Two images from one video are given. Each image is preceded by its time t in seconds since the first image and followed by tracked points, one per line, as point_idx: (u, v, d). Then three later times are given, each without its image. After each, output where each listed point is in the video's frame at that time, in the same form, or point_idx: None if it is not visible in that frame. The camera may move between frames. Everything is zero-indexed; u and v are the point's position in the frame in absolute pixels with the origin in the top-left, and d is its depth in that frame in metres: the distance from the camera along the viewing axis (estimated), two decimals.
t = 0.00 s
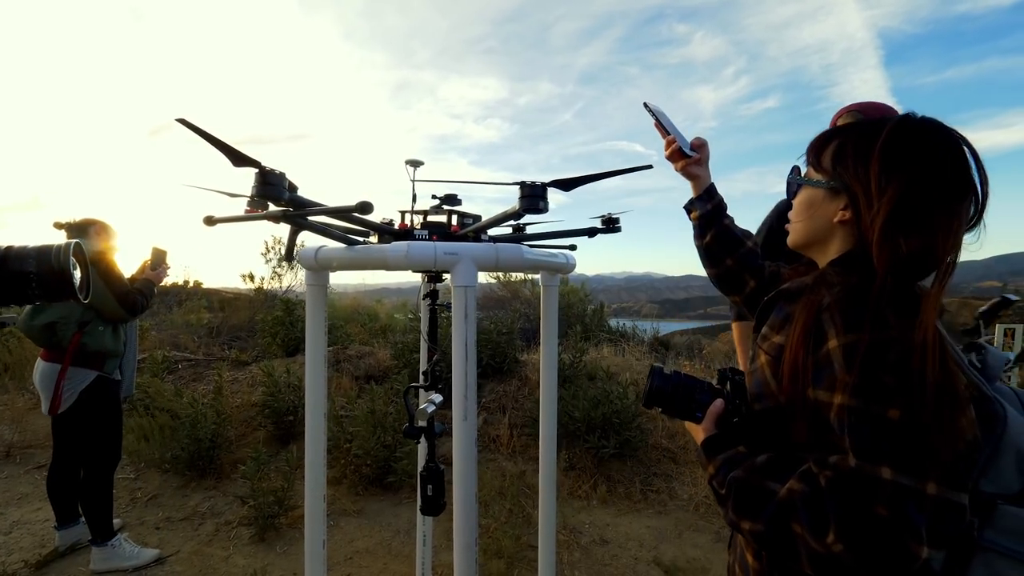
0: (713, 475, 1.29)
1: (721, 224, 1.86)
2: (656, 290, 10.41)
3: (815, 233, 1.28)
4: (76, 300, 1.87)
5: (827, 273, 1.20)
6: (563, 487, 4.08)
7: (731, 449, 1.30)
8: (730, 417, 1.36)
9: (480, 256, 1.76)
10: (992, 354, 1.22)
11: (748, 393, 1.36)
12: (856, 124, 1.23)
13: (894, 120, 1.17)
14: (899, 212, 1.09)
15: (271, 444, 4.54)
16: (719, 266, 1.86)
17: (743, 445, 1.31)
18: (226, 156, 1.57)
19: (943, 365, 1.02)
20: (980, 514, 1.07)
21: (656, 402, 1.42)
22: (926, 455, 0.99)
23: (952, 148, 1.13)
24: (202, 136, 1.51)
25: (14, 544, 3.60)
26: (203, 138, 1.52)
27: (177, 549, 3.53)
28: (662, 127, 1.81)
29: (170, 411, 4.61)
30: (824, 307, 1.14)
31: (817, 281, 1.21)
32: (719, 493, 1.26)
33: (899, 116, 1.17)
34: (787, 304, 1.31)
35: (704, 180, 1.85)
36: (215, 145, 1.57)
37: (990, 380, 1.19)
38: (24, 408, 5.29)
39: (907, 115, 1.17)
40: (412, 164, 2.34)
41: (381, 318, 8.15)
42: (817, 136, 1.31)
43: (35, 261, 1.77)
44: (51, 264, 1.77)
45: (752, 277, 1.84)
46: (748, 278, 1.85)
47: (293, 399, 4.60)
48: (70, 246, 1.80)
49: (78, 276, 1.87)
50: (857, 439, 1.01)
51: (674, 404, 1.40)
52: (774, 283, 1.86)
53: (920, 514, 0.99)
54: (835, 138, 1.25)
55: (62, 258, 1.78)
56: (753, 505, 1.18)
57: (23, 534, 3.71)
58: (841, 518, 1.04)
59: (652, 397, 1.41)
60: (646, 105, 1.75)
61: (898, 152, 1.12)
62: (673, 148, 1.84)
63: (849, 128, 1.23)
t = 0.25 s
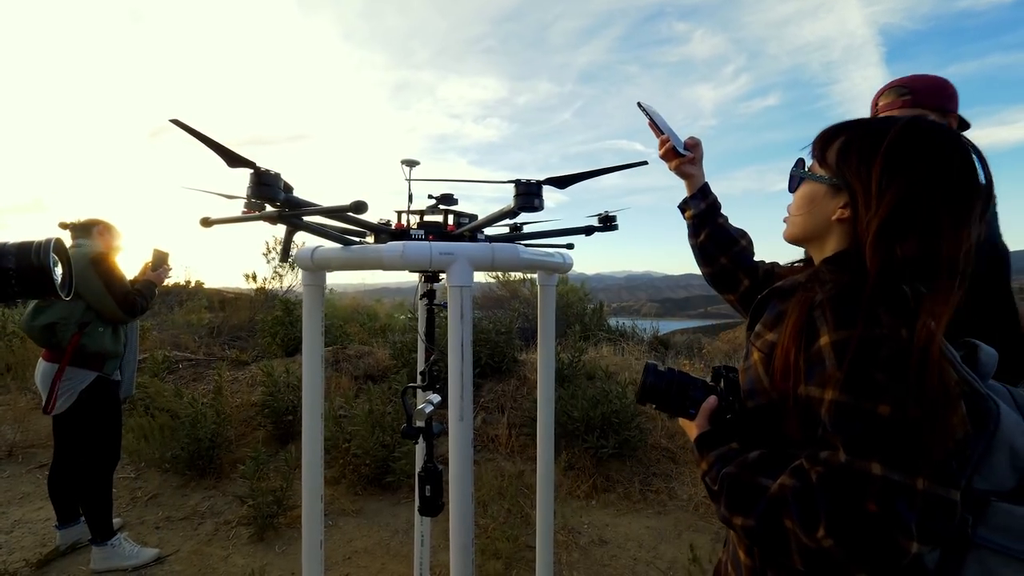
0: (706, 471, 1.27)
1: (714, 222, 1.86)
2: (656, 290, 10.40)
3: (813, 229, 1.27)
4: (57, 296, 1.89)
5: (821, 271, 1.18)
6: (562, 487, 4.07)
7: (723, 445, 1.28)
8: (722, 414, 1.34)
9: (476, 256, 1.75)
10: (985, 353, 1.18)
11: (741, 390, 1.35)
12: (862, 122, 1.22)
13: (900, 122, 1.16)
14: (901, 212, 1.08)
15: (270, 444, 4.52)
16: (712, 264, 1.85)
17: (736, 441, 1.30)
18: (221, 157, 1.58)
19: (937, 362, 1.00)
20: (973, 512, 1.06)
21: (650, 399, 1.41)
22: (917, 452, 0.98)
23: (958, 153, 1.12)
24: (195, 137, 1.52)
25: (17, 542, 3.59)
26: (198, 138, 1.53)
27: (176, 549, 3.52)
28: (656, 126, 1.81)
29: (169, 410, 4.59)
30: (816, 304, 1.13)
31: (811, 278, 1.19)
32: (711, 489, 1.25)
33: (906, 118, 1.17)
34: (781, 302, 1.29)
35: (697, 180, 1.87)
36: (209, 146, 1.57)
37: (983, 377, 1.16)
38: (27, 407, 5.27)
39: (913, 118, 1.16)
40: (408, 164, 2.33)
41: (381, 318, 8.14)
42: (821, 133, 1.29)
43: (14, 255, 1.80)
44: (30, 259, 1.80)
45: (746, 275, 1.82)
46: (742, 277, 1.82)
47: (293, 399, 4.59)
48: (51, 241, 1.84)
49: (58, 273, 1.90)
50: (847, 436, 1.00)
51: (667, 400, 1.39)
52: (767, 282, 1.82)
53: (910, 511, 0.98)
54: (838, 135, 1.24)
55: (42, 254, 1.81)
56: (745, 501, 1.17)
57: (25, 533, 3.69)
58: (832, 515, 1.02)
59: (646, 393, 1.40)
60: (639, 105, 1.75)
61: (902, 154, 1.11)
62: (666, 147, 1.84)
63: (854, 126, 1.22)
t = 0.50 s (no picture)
0: (705, 473, 1.26)
1: (708, 220, 1.85)
2: (655, 289, 10.38)
3: (813, 226, 1.25)
4: (45, 301, 1.88)
5: (820, 270, 1.17)
6: (561, 486, 4.06)
7: (722, 447, 1.27)
8: (721, 415, 1.33)
9: (472, 256, 1.73)
10: (982, 352, 1.16)
11: (740, 391, 1.33)
12: (869, 120, 1.20)
13: (907, 122, 1.14)
14: (906, 212, 1.07)
15: (269, 444, 4.50)
16: (706, 261, 1.83)
17: (735, 443, 1.28)
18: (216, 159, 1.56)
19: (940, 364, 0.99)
20: (974, 512, 1.04)
21: (647, 400, 1.40)
22: (920, 453, 0.96)
23: (966, 155, 1.10)
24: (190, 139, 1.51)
25: (17, 543, 3.56)
26: (194, 141, 1.53)
27: (176, 549, 3.50)
28: (652, 123, 1.79)
29: (169, 410, 4.57)
30: (817, 304, 1.10)
31: (810, 277, 1.18)
32: (711, 492, 1.23)
33: (913, 118, 1.15)
34: (779, 301, 1.28)
35: (692, 177, 1.86)
36: (205, 149, 1.56)
37: (980, 377, 1.15)
38: (28, 407, 5.25)
39: (920, 119, 1.14)
40: (405, 164, 2.31)
41: (380, 317, 8.13)
42: (827, 129, 1.28)
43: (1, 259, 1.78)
44: (17, 264, 1.78)
45: (740, 273, 1.79)
46: (736, 274, 1.80)
47: (293, 399, 4.58)
48: (40, 246, 1.82)
49: (46, 277, 1.88)
50: (850, 438, 0.98)
51: (665, 401, 1.38)
52: (762, 281, 1.79)
53: (914, 512, 0.96)
54: (843, 133, 1.22)
55: (29, 259, 1.79)
56: (746, 504, 1.15)
57: (26, 533, 3.67)
58: (835, 517, 1.01)
59: (644, 394, 1.39)
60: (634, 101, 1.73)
61: (907, 154, 1.10)
62: (662, 143, 1.83)
63: (859, 125, 1.20)
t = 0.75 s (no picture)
0: (706, 475, 1.24)
1: (707, 219, 1.84)
2: (653, 290, 10.38)
3: (816, 223, 1.25)
4: (47, 304, 1.85)
5: (824, 268, 1.16)
6: (560, 486, 4.05)
7: (724, 448, 1.26)
8: (721, 416, 1.33)
9: (469, 256, 1.72)
10: (990, 349, 1.17)
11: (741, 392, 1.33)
12: (874, 115, 1.19)
13: (913, 117, 1.14)
14: (911, 209, 1.07)
15: (269, 444, 4.48)
16: (706, 261, 1.82)
17: (736, 444, 1.28)
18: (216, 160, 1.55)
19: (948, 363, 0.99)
20: (983, 514, 1.04)
21: (647, 401, 1.39)
22: (928, 455, 0.96)
23: (969, 153, 1.10)
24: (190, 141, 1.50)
25: (24, 540, 3.54)
26: (191, 142, 1.52)
27: (179, 548, 3.47)
28: (650, 120, 1.78)
29: (170, 410, 4.54)
30: (820, 303, 1.10)
31: (813, 276, 1.17)
32: (712, 494, 1.22)
33: (918, 114, 1.14)
34: (781, 301, 1.27)
35: (691, 175, 1.85)
36: (203, 150, 1.55)
37: (989, 376, 1.15)
38: (33, 407, 5.20)
39: (925, 113, 1.14)
40: (402, 164, 2.30)
41: (379, 318, 8.11)
42: (831, 124, 1.27)
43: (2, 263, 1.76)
44: (18, 267, 1.76)
45: (741, 273, 1.79)
46: (736, 274, 1.79)
47: (292, 399, 4.56)
48: (41, 249, 1.81)
49: (47, 281, 1.87)
50: (857, 439, 0.98)
51: (664, 402, 1.37)
52: (763, 280, 1.79)
53: (922, 514, 0.96)
54: (848, 129, 1.22)
55: (30, 262, 1.78)
56: (749, 506, 1.14)
57: (32, 530, 3.64)
58: (840, 519, 1.00)
59: (644, 395, 1.38)
60: (632, 98, 1.71)
61: (913, 151, 1.09)
62: (660, 141, 1.81)
63: (864, 120, 1.20)
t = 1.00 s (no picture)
0: (711, 476, 1.23)
1: (712, 216, 1.83)
2: (652, 290, 10.37)
3: (825, 219, 1.24)
4: (63, 305, 1.79)
5: (833, 266, 1.14)
6: (560, 486, 4.04)
7: (729, 449, 1.25)
8: (727, 417, 1.31)
9: (469, 256, 1.71)
10: (1007, 349, 1.16)
11: (746, 392, 1.31)
12: (886, 109, 1.18)
13: (927, 111, 1.12)
14: (922, 207, 1.05)
15: (272, 442, 4.47)
16: (710, 260, 1.81)
17: (741, 445, 1.26)
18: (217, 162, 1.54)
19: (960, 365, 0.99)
20: (1001, 520, 1.07)
21: (650, 401, 1.38)
22: (940, 458, 0.95)
23: (984, 146, 1.08)
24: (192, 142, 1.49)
25: (37, 534, 3.50)
26: (193, 142, 1.51)
27: (184, 543, 3.43)
28: (653, 117, 1.76)
29: (175, 408, 4.50)
30: (829, 301, 1.08)
31: (821, 274, 1.16)
32: (717, 495, 1.21)
33: (932, 107, 1.13)
34: (788, 299, 1.26)
35: (694, 172, 1.84)
36: (204, 150, 1.54)
37: (1008, 377, 1.13)
38: (46, 405, 5.12)
39: (940, 107, 1.12)
40: (401, 164, 2.28)
41: (378, 318, 8.09)
42: (842, 118, 1.26)
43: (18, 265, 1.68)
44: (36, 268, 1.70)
45: (746, 272, 1.77)
46: (741, 273, 1.78)
47: (294, 398, 4.53)
48: (56, 251, 1.74)
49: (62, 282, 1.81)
50: (868, 442, 0.96)
51: (668, 402, 1.35)
52: (768, 278, 1.78)
53: (937, 520, 0.95)
54: (859, 123, 1.20)
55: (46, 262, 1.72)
56: (755, 507, 1.13)
57: (45, 525, 3.60)
58: (851, 523, 0.98)
59: (647, 395, 1.37)
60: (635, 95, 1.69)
61: (926, 146, 1.08)
62: (663, 138, 1.79)
63: (877, 115, 1.18)
